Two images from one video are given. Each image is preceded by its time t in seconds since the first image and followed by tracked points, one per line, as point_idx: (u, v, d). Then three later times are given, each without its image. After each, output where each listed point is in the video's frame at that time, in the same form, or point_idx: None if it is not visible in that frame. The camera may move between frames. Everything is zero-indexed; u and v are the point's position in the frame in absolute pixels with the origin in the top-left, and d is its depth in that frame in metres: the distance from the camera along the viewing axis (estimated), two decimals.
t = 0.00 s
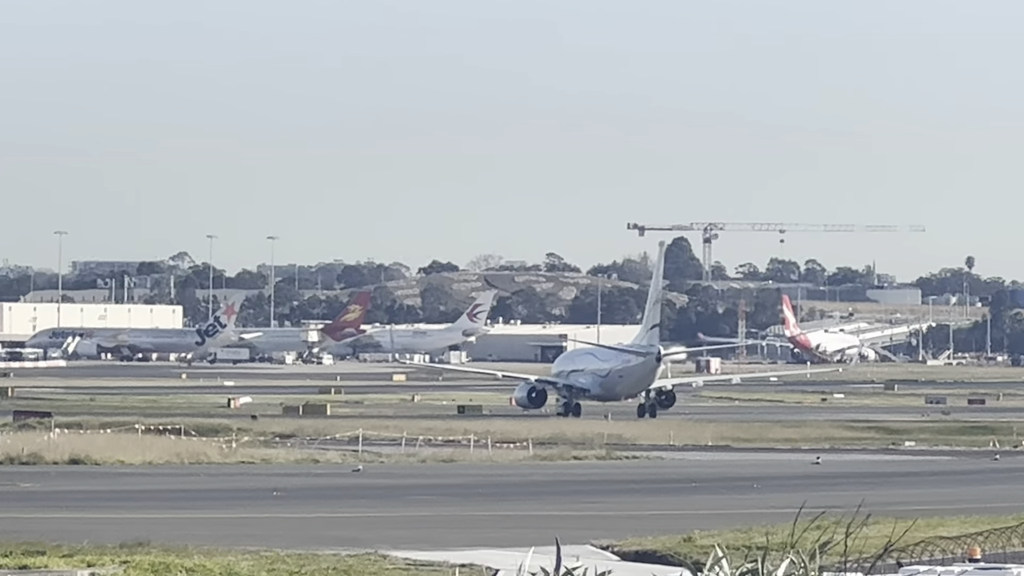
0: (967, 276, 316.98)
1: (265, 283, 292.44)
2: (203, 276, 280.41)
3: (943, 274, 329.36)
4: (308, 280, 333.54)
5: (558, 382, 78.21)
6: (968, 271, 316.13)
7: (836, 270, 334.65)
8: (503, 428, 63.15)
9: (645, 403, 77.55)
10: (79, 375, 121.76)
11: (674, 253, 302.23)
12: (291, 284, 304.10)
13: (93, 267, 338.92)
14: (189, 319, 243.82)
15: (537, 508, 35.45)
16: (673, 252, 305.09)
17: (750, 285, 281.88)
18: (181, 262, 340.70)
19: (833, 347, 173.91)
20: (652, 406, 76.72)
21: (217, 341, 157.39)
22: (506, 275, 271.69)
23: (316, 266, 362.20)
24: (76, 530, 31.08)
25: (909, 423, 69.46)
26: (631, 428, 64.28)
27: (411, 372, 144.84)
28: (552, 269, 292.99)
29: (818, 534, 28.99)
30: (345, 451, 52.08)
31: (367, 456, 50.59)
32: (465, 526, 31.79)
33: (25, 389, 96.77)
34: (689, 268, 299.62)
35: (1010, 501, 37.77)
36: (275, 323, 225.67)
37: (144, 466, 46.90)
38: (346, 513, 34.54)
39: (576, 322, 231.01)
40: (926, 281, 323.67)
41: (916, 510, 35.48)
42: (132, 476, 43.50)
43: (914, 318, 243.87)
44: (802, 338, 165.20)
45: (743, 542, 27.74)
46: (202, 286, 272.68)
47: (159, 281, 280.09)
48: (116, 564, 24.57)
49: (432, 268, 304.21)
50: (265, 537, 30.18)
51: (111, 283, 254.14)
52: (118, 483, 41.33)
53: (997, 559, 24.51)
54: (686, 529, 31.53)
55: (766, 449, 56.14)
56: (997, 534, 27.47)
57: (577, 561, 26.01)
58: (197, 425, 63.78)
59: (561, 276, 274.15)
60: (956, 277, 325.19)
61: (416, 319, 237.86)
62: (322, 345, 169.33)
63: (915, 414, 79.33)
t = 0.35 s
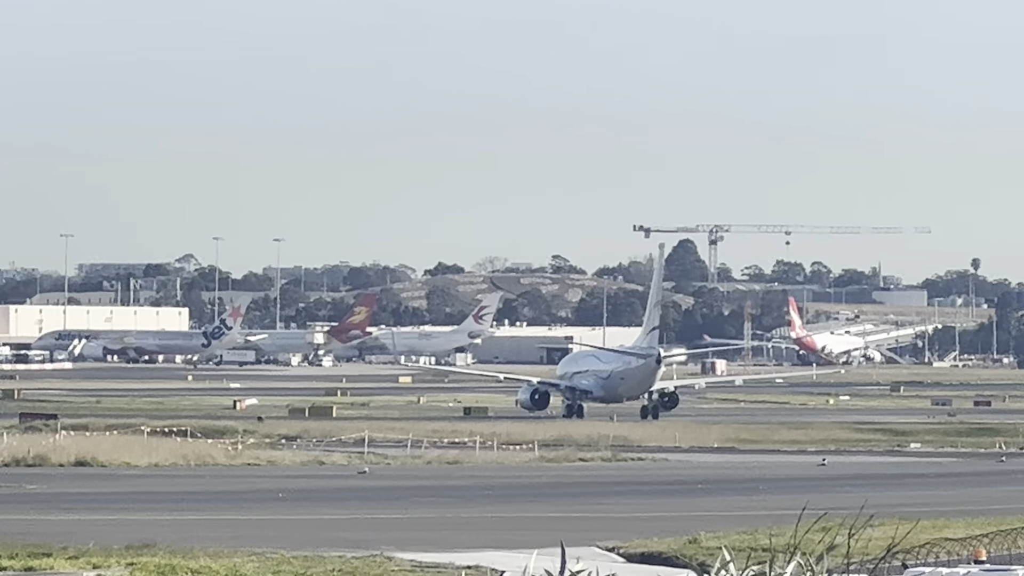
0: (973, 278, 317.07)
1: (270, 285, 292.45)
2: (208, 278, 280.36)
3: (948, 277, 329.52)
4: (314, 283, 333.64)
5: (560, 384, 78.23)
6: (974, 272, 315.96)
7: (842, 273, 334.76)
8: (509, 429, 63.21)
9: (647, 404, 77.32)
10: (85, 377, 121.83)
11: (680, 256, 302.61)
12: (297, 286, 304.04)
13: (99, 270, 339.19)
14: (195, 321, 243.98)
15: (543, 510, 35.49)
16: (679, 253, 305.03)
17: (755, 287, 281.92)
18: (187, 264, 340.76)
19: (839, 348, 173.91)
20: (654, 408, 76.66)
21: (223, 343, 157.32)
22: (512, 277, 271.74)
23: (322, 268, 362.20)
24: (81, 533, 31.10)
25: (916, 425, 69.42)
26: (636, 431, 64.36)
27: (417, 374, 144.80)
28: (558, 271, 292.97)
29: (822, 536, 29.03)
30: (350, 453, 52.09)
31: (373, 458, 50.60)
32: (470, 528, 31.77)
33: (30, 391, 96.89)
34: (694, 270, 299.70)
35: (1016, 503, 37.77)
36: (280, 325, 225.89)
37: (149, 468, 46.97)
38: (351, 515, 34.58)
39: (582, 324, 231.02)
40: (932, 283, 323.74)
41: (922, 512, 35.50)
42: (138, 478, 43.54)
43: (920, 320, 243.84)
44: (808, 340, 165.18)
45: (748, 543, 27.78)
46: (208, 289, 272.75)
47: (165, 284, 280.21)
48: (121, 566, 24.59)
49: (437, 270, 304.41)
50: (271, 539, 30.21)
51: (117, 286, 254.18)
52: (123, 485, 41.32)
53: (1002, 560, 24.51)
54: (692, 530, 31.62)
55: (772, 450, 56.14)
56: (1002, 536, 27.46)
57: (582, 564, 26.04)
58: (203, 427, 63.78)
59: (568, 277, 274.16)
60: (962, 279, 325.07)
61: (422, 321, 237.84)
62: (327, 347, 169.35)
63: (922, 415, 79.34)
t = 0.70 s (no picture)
0: (978, 280, 316.93)
1: (275, 289, 292.53)
2: (213, 281, 280.40)
3: (953, 279, 329.44)
4: (318, 286, 333.75)
5: (562, 387, 78.03)
6: (979, 275, 315.74)
7: (846, 275, 334.71)
8: (513, 432, 63.22)
9: (650, 408, 77.38)
10: (90, 380, 121.83)
11: (685, 258, 302.95)
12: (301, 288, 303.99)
13: (104, 273, 339.62)
14: (200, 324, 244.16)
15: (548, 512, 35.46)
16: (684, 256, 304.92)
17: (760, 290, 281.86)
18: (192, 267, 340.92)
19: (844, 351, 173.74)
20: (656, 411, 76.73)
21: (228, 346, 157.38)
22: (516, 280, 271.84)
23: (327, 271, 362.26)
24: (86, 535, 31.13)
25: (921, 428, 69.33)
26: (640, 434, 64.32)
27: (421, 377, 144.87)
28: (563, 274, 293.19)
29: (825, 539, 29.01)
30: (355, 456, 52.12)
31: (377, 461, 50.61)
32: (473, 531, 31.78)
33: (35, 393, 96.94)
34: (699, 272, 299.87)
35: (1020, 506, 37.71)
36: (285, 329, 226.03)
37: (153, 472, 47.02)
38: (353, 518, 34.59)
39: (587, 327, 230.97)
40: (937, 286, 323.66)
41: (925, 515, 35.48)
42: (143, 481, 43.58)
43: (925, 323, 243.73)
44: (812, 343, 165.05)
45: (752, 546, 27.77)
46: (212, 292, 272.96)
47: (170, 287, 280.27)
48: (125, 570, 24.63)
49: (442, 273, 304.58)
50: (274, 542, 30.22)
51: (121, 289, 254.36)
52: (128, 488, 41.35)
53: (1006, 563, 24.46)
54: (696, 533, 31.58)
55: (777, 453, 56.12)
56: (1005, 539, 27.43)
57: (584, 566, 26.04)
58: (207, 430, 63.76)
59: (572, 280, 274.17)
60: (967, 281, 325.10)
61: (426, 324, 237.93)
62: (331, 350, 169.16)
63: (927, 418, 79.30)
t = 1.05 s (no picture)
0: (979, 285, 316.90)
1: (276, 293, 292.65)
2: (215, 285, 280.51)
3: (955, 284, 329.50)
4: (321, 290, 333.91)
5: (562, 392, 78.11)
6: (980, 279, 315.71)
7: (849, 279, 334.77)
8: (514, 437, 63.23)
9: (650, 412, 77.46)
10: (92, 384, 121.93)
11: (687, 263, 303.49)
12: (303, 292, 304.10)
13: (106, 277, 339.75)
14: (201, 328, 244.18)
15: (549, 516, 35.45)
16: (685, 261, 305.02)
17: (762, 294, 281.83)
18: (194, 271, 341.14)
19: (846, 355, 173.62)
20: (655, 415, 76.76)
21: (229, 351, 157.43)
22: (518, 284, 271.94)
23: (328, 276, 362.38)
24: (89, 540, 31.11)
25: (922, 432, 69.27)
26: (641, 438, 64.33)
27: (422, 381, 144.93)
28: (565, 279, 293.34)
29: (827, 543, 28.99)
30: (356, 460, 52.10)
31: (379, 465, 50.64)
32: (475, 535, 31.78)
33: (37, 398, 96.85)
34: (701, 276, 300.23)
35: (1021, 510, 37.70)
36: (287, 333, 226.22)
37: (155, 476, 47.02)
38: (355, 522, 34.59)
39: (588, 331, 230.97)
40: (939, 290, 323.69)
41: (927, 519, 35.45)
42: (145, 486, 43.59)
43: (927, 328, 243.72)
44: (813, 346, 164.97)
45: (753, 551, 27.75)
46: (213, 296, 273.10)
47: (171, 291, 280.43)
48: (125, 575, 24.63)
49: (443, 277, 304.72)
50: (277, 546, 30.21)
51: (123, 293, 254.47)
52: (130, 493, 41.35)
53: (1006, 568, 24.42)
54: (698, 537, 31.58)
55: (778, 457, 56.09)
56: (1007, 543, 27.38)
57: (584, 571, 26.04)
58: (209, 434, 63.78)
59: (574, 285, 274.33)
60: (969, 286, 325.18)
61: (428, 328, 238.03)
62: (333, 354, 169.06)
63: (929, 422, 79.27)
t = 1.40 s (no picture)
0: (979, 288, 317.12)
1: (276, 296, 292.59)
2: (214, 289, 280.51)
3: (954, 287, 329.71)
4: (320, 294, 333.94)
5: (559, 395, 78.13)
6: (980, 283, 315.94)
7: (848, 283, 335.00)
8: (515, 440, 63.24)
9: (647, 416, 77.47)
10: (92, 388, 121.85)
11: (686, 267, 303.71)
12: (302, 296, 304.05)
13: (106, 281, 339.83)
14: (201, 332, 244.14)
15: (549, 520, 35.48)
16: (684, 264, 305.15)
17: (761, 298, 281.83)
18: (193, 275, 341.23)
19: (846, 359, 173.61)
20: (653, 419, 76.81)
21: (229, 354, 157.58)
22: (517, 288, 271.96)
23: (327, 280, 362.25)
24: (88, 544, 31.13)
25: (922, 436, 69.31)
26: (640, 441, 64.33)
27: (422, 385, 144.61)
28: (564, 282, 293.26)
29: (828, 547, 29.03)
30: (357, 464, 52.10)
31: (379, 469, 50.64)
32: (475, 538, 31.84)
33: (36, 402, 96.84)
34: (701, 280, 300.50)
35: (1020, 514, 37.70)
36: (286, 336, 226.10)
37: (155, 479, 47.09)
38: (355, 525, 34.62)
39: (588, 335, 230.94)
40: (938, 294, 323.93)
41: (928, 522, 35.49)
42: (145, 489, 43.59)
43: (926, 331, 243.92)
44: (813, 350, 164.96)
45: (753, 554, 27.78)
46: (213, 300, 273.09)
47: (170, 295, 280.42)
48: None
49: (443, 281, 304.70)
50: (276, 549, 30.26)
51: (122, 297, 254.53)
52: (130, 497, 41.33)
53: (1008, 572, 24.43)
54: (698, 541, 31.64)
55: (778, 461, 56.19)
56: (1006, 547, 27.42)
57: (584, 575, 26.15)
58: (208, 438, 63.82)
59: (573, 289, 274.21)
60: (968, 289, 325.38)
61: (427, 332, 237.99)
62: (333, 358, 168.91)
63: (928, 427, 79.24)
